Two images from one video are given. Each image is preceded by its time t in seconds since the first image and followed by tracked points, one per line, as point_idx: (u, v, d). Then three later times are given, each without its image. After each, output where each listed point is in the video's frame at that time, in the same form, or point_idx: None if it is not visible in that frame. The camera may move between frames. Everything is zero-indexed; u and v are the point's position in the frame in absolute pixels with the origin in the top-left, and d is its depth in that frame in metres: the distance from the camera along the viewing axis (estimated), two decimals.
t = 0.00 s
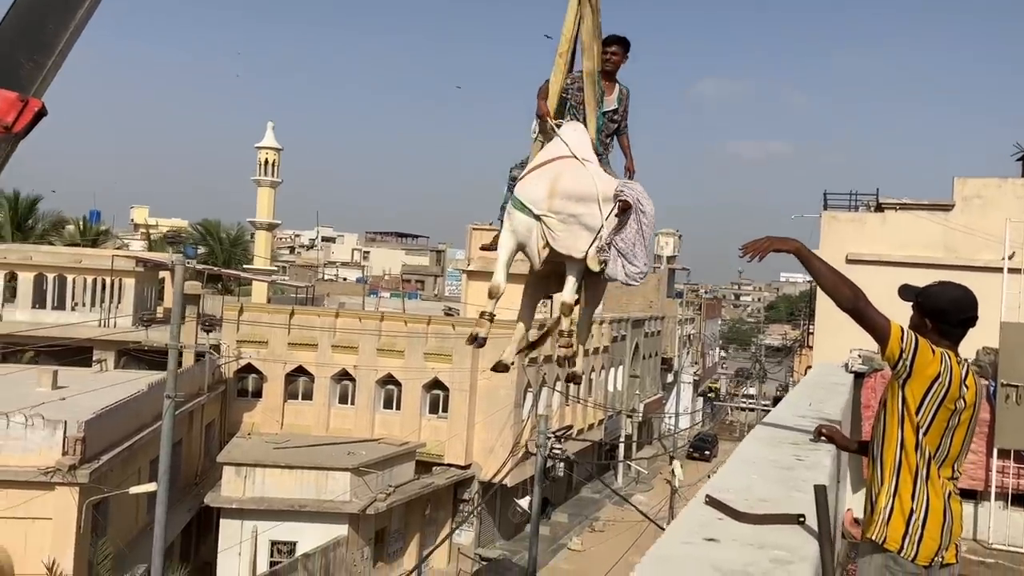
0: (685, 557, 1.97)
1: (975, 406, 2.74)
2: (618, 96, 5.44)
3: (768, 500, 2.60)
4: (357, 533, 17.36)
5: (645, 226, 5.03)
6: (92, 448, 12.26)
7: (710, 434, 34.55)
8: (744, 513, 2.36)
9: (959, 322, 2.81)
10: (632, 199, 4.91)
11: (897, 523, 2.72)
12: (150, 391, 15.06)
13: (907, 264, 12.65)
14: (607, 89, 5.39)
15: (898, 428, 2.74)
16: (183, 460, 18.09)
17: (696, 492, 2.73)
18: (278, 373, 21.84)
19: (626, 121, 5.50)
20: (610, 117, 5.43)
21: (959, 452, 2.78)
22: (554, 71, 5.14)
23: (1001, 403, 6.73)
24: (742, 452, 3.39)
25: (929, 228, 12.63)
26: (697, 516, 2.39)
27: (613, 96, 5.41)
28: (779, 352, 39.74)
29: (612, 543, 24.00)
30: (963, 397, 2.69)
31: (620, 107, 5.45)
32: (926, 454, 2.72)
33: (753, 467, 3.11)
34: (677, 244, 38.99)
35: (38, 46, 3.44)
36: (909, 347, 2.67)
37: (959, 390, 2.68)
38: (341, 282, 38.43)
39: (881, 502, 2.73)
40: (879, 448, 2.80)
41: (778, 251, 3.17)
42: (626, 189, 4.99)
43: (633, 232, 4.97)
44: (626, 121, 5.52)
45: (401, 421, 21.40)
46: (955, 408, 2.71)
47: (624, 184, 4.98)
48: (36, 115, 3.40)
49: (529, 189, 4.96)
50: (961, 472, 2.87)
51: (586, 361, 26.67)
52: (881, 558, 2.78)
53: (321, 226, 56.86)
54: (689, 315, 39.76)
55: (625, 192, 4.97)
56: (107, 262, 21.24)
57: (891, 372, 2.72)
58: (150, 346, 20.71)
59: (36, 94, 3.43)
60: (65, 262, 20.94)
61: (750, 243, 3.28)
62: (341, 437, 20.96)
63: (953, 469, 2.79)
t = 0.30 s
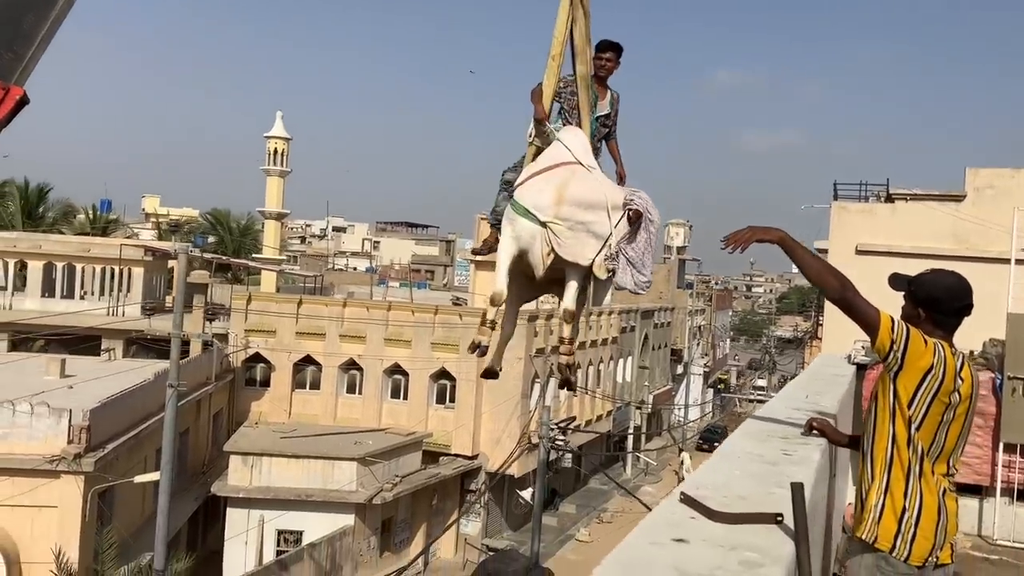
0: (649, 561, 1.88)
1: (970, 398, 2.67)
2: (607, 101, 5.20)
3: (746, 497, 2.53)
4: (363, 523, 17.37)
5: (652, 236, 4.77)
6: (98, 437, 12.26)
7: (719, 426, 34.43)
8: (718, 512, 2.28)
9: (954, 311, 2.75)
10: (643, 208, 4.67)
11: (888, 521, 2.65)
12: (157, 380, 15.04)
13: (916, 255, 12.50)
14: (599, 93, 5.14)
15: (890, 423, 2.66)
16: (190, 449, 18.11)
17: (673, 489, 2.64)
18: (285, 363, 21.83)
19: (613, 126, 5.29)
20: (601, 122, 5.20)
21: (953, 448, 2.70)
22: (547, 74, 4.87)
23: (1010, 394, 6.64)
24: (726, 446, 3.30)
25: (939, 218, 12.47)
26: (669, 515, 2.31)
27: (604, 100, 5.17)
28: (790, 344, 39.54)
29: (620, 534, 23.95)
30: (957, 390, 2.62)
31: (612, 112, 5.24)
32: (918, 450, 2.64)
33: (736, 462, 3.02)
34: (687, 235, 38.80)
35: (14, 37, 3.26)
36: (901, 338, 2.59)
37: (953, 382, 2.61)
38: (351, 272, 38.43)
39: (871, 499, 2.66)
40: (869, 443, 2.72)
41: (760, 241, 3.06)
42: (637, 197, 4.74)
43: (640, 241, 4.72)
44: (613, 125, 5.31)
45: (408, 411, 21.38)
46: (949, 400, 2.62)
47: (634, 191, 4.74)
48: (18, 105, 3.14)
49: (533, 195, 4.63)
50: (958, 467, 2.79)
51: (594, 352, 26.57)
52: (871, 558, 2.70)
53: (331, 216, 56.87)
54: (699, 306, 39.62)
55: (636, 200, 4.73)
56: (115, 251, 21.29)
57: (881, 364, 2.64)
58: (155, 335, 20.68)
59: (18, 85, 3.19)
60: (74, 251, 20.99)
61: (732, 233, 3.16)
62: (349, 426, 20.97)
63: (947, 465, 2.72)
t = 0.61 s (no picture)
0: (618, 568, 1.80)
1: (969, 394, 2.58)
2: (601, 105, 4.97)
3: (732, 497, 2.45)
4: (370, 513, 17.37)
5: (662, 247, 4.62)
6: (103, 426, 12.26)
7: (728, 417, 34.33)
8: (698, 515, 2.20)
9: (953, 301, 2.67)
10: (654, 217, 4.52)
11: (883, 523, 2.57)
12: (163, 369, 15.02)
13: (928, 246, 12.37)
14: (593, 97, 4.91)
15: (884, 421, 2.59)
16: (198, 438, 18.13)
17: (656, 489, 2.57)
18: (293, 353, 21.83)
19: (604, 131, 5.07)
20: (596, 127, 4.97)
21: (952, 445, 2.62)
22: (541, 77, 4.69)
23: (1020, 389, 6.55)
24: (718, 443, 3.22)
25: (951, 209, 12.32)
26: (647, 517, 2.23)
27: (599, 104, 4.94)
28: (801, 336, 39.36)
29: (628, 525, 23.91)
30: (956, 385, 2.53)
31: (606, 117, 5.01)
32: (915, 448, 2.56)
33: (726, 460, 2.95)
34: (697, 225, 38.63)
35: None
36: (896, 334, 2.51)
37: (951, 377, 2.53)
38: (360, 262, 38.42)
39: (864, 499, 2.59)
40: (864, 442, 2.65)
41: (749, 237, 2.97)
42: (648, 205, 4.56)
43: (649, 252, 4.58)
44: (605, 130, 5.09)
45: (416, 401, 21.36)
46: (948, 397, 2.54)
47: (643, 200, 4.54)
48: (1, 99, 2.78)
49: (542, 201, 4.29)
50: (958, 466, 2.71)
51: (603, 343, 26.49)
52: (866, 561, 2.63)
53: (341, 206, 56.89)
54: (710, 297, 39.47)
55: (645, 208, 4.55)
56: (123, 240, 21.32)
57: (876, 360, 2.56)
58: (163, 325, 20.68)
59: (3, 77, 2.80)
60: (83, 239, 21.09)
61: (717, 229, 3.06)
62: (356, 416, 20.96)
63: (946, 463, 2.63)
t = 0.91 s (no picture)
0: None
1: (993, 386, 2.45)
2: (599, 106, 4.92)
3: (740, 498, 2.33)
4: (377, 501, 17.33)
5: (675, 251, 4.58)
6: (109, 414, 12.21)
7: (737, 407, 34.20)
8: (702, 519, 2.08)
9: (973, 284, 2.54)
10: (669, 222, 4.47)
11: (898, 525, 2.45)
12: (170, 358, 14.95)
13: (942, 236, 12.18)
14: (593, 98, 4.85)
15: (901, 417, 2.47)
16: (205, 426, 18.10)
17: (658, 487, 2.45)
18: (302, 341, 21.77)
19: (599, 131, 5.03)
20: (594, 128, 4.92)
21: (974, 441, 2.48)
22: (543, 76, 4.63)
23: None
24: (725, 437, 3.10)
25: (966, 198, 12.13)
26: (647, 521, 2.11)
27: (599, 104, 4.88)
28: (812, 326, 39.14)
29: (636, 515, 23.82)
30: (978, 378, 2.41)
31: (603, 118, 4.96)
32: (934, 446, 2.43)
33: (733, 456, 2.83)
34: (708, 215, 38.39)
35: None
36: (915, 326, 2.38)
37: (974, 369, 2.40)
38: (369, 251, 38.35)
39: (878, 499, 2.47)
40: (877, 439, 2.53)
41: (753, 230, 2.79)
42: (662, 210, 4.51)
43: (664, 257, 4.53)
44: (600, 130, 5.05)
45: (424, 390, 21.29)
46: (971, 390, 2.41)
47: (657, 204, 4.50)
48: None
49: (557, 207, 4.23)
50: (981, 462, 2.58)
51: (613, 333, 26.35)
52: (880, 564, 2.52)
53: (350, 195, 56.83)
54: (720, 287, 39.27)
55: (660, 213, 4.50)
56: (132, 227, 21.26)
57: (893, 353, 2.44)
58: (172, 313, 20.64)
59: None
60: (91, 227, 21.01)
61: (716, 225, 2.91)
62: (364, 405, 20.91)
63: (968, 461, 2.50)
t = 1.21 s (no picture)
0: None
1: None
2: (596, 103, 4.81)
3: (760, 519, 2.19)
4: (385, 490, 17.25)
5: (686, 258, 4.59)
6: (114, 401, 12.13)
7: (747, 397, 34.00)
8: (716, 547, 1.94)
9: (1008, 268, 2.37)
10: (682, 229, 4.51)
11: (933, 544, 2.30)
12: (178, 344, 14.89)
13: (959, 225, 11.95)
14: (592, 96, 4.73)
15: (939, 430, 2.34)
16: (213, 413, 18.05)
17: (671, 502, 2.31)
18: (310, 328, 21.68)
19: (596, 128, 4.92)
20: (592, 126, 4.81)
21: (1010, 452, 2.36)
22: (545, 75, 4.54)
23: None
24: (746, 442, 2.96)
25: (983, 186, 11.89)
26: (660, 548, 1.96)
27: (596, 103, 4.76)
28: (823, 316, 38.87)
29: (644, 504, 23.69)
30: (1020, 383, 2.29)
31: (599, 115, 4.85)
32: (972, 461, 2.30)
33: (753, 466, 2.69)
34: (720, 203, 38.10)
35: None
36: (961, 335, 2.24)
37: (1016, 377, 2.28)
38: (378, 237, 38.20)
39: (907, 518, 2.33)
40: (910, 450, 2.40)
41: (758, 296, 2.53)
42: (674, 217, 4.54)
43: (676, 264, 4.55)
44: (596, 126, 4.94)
45: (432, 377, 21.19)
46: (1011, 400, 2.30)
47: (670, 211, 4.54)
48: None
49: (574, 214, 4.28)
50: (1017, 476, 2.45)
51: (622, 321, 26.17)
52: None
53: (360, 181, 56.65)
54: (731, 276, 38.99)
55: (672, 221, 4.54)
56: (140, 213, 21.16)
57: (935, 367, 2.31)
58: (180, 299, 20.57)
59: None
60: (100, 212, 20.94)
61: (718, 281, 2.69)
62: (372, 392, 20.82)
63: (1006, 472, 2.37)
